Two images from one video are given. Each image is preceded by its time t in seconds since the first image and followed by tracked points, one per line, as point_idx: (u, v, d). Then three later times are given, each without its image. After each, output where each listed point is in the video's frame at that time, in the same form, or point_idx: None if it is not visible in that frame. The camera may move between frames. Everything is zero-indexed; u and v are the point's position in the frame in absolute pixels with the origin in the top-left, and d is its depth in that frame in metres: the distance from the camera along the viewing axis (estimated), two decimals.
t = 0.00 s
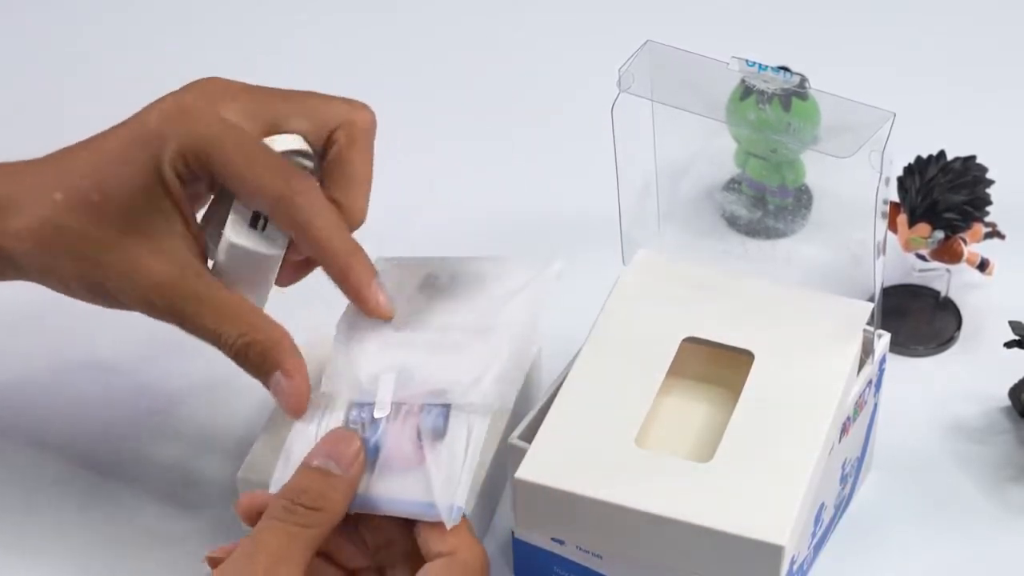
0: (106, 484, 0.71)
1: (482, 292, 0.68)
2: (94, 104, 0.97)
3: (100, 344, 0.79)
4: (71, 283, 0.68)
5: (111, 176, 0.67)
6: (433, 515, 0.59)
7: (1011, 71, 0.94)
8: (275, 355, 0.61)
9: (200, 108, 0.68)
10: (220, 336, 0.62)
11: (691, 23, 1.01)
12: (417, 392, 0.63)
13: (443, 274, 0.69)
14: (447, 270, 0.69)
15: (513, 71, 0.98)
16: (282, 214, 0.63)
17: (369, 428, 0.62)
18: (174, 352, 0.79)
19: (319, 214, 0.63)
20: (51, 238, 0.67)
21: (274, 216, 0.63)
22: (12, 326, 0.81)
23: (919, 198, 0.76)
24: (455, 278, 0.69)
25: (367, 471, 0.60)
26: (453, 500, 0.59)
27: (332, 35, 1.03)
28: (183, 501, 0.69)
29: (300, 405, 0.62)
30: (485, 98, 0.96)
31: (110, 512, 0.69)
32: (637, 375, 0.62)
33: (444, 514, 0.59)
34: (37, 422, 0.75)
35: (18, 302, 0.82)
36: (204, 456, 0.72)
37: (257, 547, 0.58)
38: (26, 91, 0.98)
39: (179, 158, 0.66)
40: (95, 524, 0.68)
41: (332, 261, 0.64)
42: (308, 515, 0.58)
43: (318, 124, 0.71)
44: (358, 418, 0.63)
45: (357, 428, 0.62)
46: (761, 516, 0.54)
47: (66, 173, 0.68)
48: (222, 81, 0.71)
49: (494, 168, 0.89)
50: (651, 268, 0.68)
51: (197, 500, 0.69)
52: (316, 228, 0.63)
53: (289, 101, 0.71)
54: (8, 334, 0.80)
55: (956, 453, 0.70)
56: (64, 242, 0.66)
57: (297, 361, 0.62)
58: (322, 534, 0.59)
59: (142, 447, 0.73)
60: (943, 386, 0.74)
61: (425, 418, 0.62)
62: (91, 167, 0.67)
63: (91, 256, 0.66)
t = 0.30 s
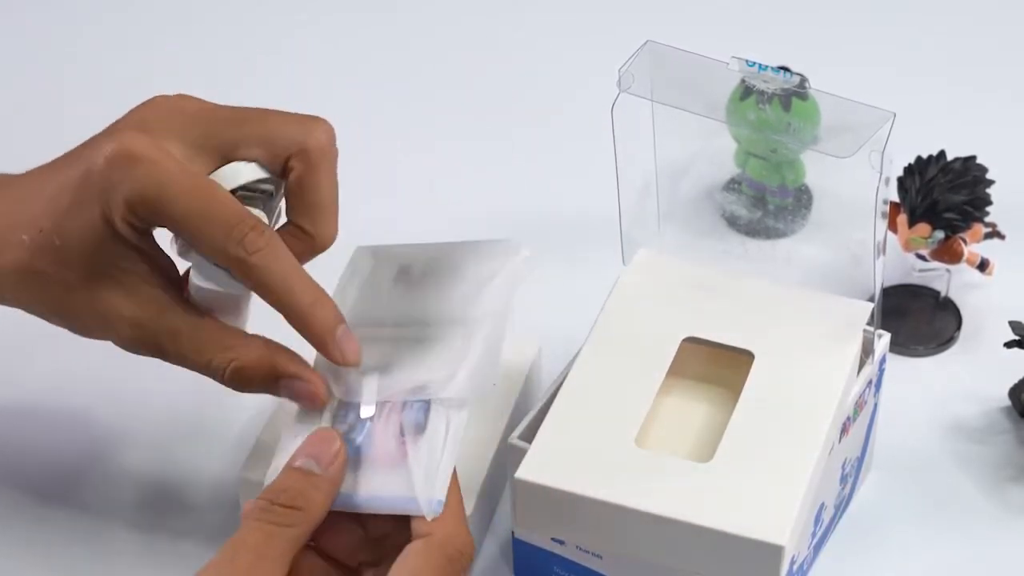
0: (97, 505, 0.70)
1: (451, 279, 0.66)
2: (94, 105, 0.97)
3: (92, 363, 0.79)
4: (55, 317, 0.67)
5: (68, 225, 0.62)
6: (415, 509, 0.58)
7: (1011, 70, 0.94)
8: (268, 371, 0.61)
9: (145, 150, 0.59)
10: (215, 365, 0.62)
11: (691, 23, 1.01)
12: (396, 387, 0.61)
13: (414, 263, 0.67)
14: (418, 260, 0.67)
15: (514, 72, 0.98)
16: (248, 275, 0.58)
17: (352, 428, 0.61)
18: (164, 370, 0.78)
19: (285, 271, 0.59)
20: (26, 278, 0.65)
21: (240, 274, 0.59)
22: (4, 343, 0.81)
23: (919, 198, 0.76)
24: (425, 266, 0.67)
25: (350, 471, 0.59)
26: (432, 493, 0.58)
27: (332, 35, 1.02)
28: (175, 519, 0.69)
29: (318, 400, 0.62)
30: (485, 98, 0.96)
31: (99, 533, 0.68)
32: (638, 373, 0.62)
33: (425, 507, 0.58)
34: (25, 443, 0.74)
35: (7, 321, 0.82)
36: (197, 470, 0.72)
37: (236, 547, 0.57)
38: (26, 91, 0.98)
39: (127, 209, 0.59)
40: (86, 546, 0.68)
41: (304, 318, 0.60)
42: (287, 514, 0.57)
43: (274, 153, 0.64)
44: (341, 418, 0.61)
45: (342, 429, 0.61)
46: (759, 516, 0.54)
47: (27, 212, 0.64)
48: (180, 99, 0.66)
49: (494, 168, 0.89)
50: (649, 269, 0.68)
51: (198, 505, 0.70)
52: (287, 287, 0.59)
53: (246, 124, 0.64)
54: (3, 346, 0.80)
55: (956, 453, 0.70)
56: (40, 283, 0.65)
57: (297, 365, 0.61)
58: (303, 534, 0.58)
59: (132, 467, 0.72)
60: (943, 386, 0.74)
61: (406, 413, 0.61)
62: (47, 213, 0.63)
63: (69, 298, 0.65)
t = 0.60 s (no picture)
0: (93, 504, 0.70)
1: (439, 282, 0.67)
2: (95, 105, 0.97)
3: (92, 360, 0.79)
4: (59, 306, 0.67)
5: (70, 208, 0.63)
6: (412, 501, 0.59)
7: (1011, 71, 0.94)
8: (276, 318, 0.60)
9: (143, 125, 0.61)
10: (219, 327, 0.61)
11: (691, 23, 1.01)
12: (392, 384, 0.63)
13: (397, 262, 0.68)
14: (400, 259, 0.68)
15: (514, 72, 0.98)
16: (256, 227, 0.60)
17: (346, 424, 0.61)
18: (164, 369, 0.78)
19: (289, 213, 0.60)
20: (29, 268, 0.66)
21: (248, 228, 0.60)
22: (4, 342, 0.80)
23: (919, 198, 0.76)
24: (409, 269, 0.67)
25: (343, 470, 0.60)
26: (429, 485, 0.59)
27: (332, 35, 1.02)
28: (172, 519, 0.69)
29: (331, 330, 0.60)
30: (485, 98, 0.96)
31: (96, 533, 0.68)
32: (638, 373, 0.62)
33: (423, 499, 0.59)
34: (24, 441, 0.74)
35: (5, 320, 0.82)
36: (195, 471, 0.71)
37: (227, 545, 0.56)
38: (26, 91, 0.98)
39: (134, 181, 0.61)
40: (83, 544, 0.68)
41: (314, 271, 0.62)
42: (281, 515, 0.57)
43: (272, 126, 0.66)
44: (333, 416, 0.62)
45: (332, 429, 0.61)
46: (759, 516, 0.54)
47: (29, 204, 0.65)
48: (170, 82, 0.67)
49: (494, 168, 0.89)
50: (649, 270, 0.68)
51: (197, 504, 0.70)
52: (295, 237, 0.60)
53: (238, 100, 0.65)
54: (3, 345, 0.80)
55: (956, 453, 0.70)
56: (41, 269, 0.65)
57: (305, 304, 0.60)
58: (296, 532, 0.57)
59: (131, 465, 0.72)
60: (943, 387, 0.74)
61: (400, 409, 0.62)
62: (48, 202, 0.64)
63: (70, 285, 0.65)
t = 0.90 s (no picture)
0: (98, 498, 0.70)
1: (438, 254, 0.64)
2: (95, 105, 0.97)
3: (93, 357, 0.79)
4: (63, 242, 0.67)
5: (73, 134, 0.64)
6: (404, 510, 0.59)
7: (1011, 71, 0.94)
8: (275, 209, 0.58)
9: (147, 39, 0.63)
10: (219, 223, 0.60)
11: (691, 23, 1.01)
12: (386, 392, 0.63)
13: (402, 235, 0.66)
14: (404, 271, 0.66)
15: (514, 71, 0.98)
16: (263, 120, 0.61)
17: (343, 430, 0.62)
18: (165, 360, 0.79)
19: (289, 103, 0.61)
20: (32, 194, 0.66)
21: (253, 122, 0.61)
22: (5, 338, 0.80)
23: (919, 198, 0.76)
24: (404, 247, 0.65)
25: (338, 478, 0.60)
26: (421, 493, 0.59)
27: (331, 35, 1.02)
28: (173, 517, 0.69)
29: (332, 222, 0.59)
30: (485, 98, 0.96)
31: (97, 530, 0.68)
32: (638, 373, 0.62)
33: (414, 507, 0.59)
34: (25, 437, 0.74)
35: (7, 317, 0.82)
36: (195, 470, 0.71)
37: (224, 547, 0.57)
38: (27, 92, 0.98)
39: (141, 85, 0.62)
40: (85, 538, 0.68)
41: (317, 161, 0.62)
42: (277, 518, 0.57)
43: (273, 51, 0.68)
44: (330, 423, 0.62)
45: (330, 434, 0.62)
46: (758, 516, 0.54)
47: (32, 139, 0.66)
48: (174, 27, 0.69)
49: (494, 168, 0.89)
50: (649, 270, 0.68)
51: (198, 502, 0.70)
52: (297, 128, 0.61)
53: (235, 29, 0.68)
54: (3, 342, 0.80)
55: (956, 452, 0.70)
56: (43, 199, 0.66)
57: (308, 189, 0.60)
58: (291, 538, 0.58)
59: (132, 462, 0.72)
60: (943, 387, 0.74)
61: (394, 417, 0.62)
62: (52, 131, 0.65)
63: (74, 211, 0.65)
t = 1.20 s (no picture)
0: (97, 496, 0.70)
1: (417, 141, 0.64)
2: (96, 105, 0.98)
3: (93, 355, 0.79)
4: (67, 149, 0.63)
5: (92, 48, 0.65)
6: (384, 523, 0.58)
7: (1011, 71, 0.94)
8: (303, 67, 0.56)
9: None
10: (246, 92, 0.56)
11: (691, 23, 1.01)
12: (359, 395, 0.60)
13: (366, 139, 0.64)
14: (365, 258, 0.63)
15: (514, 71, 0.98)
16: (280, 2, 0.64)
17: (320, 437, 0.60)
18: (164, 353, 0.79)
19: None
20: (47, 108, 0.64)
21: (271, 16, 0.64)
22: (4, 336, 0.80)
23: (919, 198, 0.76)
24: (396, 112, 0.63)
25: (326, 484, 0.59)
26: (398, 508, 0.58)
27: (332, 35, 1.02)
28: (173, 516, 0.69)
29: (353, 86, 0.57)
30: (485, 98, 0.96)
31: (97, 529, 0.68)
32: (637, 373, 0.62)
33: (394, 523, 0.58)
34: (26, 424, 0.74)
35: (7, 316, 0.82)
36: (195, 468, 0.71)
37: (221, 549, 0.56)
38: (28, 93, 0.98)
39: None
40: (81, 538, 0.68)
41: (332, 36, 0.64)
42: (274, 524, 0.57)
43: None
44: (308, 427, 0.60)
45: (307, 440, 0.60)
46: (758, 516, 0.54)
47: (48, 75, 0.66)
48: None
49: (494, 167, 0.89)
50: (649, 271, 0.68)
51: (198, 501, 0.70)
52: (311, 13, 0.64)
53: None
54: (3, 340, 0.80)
55: (956, 453, 0.70)
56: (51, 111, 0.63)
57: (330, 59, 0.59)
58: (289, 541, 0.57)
59: (130, 460, 0.72)
60: (944, 387, 0.74)
61: (371, 424, 0.59)
62: (75, 51, 0.65)
63: (84, 108, 0.62)
